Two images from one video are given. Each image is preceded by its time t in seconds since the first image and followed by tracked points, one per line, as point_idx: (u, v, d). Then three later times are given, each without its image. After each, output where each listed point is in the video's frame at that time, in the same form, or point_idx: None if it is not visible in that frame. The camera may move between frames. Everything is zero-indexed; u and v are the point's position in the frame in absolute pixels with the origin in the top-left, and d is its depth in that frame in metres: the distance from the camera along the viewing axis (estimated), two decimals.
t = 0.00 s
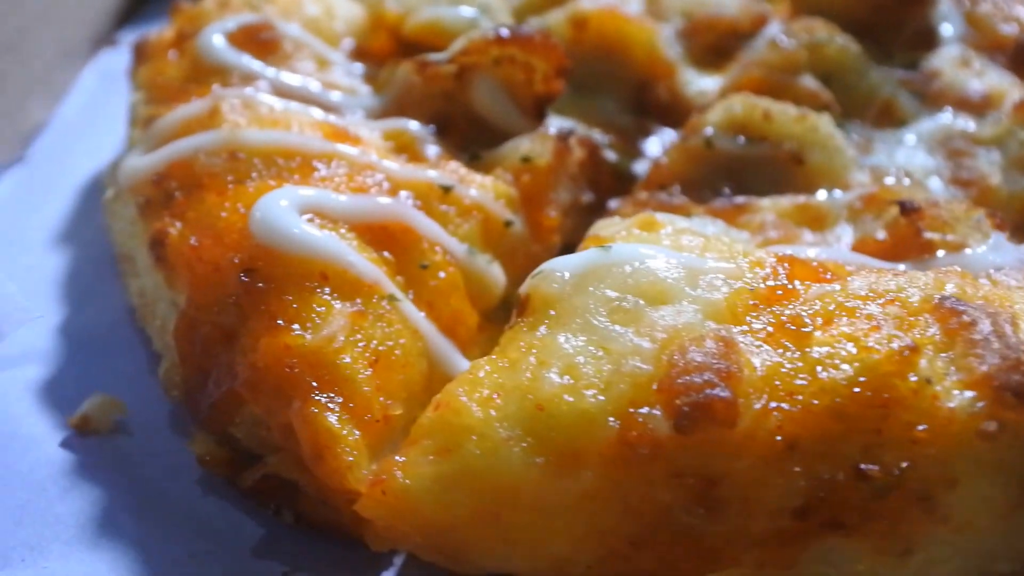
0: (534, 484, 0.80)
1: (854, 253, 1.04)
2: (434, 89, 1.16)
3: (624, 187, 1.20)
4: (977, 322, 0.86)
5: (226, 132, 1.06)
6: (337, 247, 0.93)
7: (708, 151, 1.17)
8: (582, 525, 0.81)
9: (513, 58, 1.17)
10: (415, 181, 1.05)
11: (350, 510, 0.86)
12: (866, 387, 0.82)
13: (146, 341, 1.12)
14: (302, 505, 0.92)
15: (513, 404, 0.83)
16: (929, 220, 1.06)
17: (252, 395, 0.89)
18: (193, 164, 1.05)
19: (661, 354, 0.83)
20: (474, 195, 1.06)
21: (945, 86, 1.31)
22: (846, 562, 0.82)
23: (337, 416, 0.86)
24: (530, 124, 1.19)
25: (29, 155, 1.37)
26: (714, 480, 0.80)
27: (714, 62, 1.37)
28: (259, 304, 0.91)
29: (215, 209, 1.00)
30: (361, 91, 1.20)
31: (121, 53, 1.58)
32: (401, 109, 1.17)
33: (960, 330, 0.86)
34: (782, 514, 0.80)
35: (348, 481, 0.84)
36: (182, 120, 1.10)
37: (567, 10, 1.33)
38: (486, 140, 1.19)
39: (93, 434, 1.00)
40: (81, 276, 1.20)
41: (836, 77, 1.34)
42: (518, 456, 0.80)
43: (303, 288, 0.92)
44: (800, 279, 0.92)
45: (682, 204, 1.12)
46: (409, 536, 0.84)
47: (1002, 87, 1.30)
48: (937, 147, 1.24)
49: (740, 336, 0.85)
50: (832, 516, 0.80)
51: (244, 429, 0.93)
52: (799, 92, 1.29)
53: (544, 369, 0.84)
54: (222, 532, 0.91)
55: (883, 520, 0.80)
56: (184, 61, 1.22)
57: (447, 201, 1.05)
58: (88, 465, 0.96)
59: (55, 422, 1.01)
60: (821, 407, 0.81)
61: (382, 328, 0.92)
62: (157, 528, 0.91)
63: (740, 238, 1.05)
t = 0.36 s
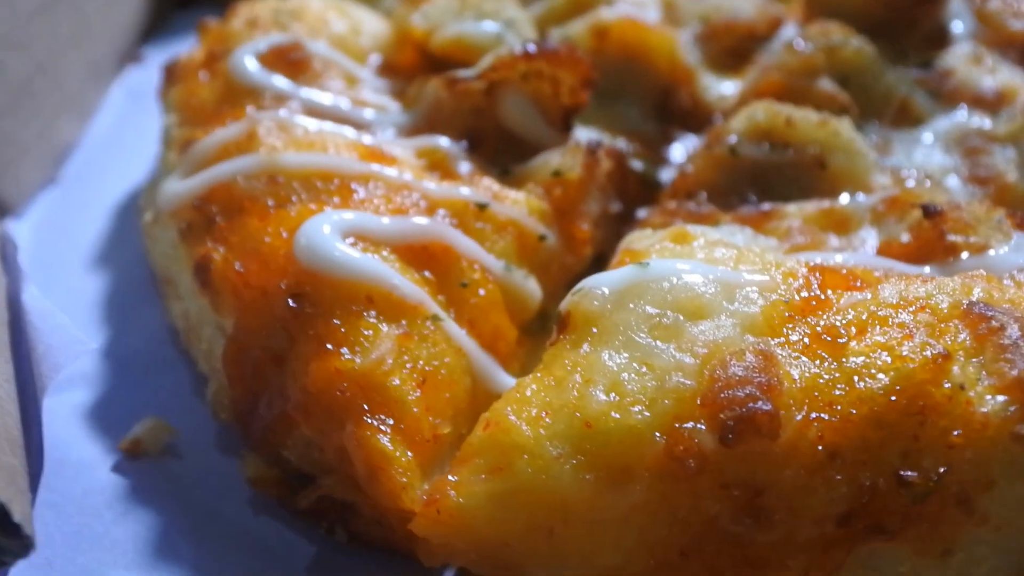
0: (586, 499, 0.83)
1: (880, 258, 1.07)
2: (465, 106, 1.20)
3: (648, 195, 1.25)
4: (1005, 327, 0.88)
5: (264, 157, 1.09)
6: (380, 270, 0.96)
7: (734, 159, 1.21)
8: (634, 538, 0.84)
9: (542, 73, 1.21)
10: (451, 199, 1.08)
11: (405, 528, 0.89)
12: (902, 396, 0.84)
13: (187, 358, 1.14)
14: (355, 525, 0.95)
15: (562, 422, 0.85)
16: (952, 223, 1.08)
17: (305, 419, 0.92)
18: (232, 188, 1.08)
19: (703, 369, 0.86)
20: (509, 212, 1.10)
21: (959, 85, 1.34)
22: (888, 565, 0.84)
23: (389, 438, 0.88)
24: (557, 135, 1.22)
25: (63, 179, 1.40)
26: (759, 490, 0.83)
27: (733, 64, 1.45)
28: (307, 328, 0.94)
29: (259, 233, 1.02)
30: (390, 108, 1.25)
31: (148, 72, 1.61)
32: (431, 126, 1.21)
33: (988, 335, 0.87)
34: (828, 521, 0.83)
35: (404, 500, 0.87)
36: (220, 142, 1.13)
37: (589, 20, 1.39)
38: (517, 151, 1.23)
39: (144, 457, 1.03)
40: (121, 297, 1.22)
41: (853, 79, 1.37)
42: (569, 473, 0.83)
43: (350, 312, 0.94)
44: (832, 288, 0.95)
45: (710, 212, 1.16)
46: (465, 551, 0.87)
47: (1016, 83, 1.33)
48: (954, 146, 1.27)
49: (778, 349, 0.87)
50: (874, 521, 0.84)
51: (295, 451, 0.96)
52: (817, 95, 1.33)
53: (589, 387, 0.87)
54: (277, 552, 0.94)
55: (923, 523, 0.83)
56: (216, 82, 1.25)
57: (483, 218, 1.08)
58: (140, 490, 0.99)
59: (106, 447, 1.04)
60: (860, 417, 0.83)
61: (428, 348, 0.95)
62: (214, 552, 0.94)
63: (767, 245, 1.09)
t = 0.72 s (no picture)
0: (621, 505, 0.87)
1: (889, 272, 1.12)
2: (486, 132, 1.25)
3: (662, 214, 1.31)
4: (1013, 336, 0.93)
5: (297, 183, 1.13)
6: (417, 289, 1.01)
7: (746, 179, 1.26)
8: (667, 541, 0.89)
9: (559, 98, 1.26)
10: (478, 221, 1.13)
11: (447, 535, 0.94)
12: (918, 402, 0.89)
13: (224, 376, 1.18)
14: (399, 534, 0.98)
15: (597, 432, 0.90)
16: (957, 238, 1.13)
17: (348, 433, 0.96)
18: (268, 214, 1.12)
19: (729, 380, 0.91)
20: (534, 232, 1.14)
21: (957, 104, 1.40)
22: (906, 563, 0.88)
23: (431, 448, 0.93)
24: (575, 158, 1.28)
25: (92, 205, 1.43)
26: (785, 494, 0.87)
27: (739, 87, 1.50)
28: (348, 345, 0.98)
29: (297, 256, 1.06)
30: (412, 134, 1.29)
31: (170, 99, 1.64)
32: (455, 151, 1.26)
33: (998, 344, 0.92)
34: (851, 522, 0.88)
35: (447, 509, 0.91)
36: (253, 170, 1.18)
37: (601, 46, 1.45)
38: (537, 176, 1.28)
39: (187, 472, 1.07)
40: (155, 319, 1.26)
41: (856, 100, 1.42)
42: (606, 479, 0.88)
43: (390, 329, 0.99)
44: (847, 301, 1.00)
45: (724, 230, 1.22)
46: (505, 556, 0.91)
47: (1012, 102, 1.40)
48: (955, 163, 1.32)
49: (799, 359, 0.92)
50: (894, 521, 0.88)
51: (339, 465, 0.99)
52: (822, 115, 1.39)
53: (622, 398, 0.91)
54: (320, 561, 0.98)
55: (940, 523, 0.88)
56: (245, 111, 1.30)
57: (509, 239, 1.13)
58: (186, 503, 1.03)
59: (151, 463, 1.08)
60: (879, 422, 0.88)
61: (464, 363, 0.99)
62: (260, 562, 0.97)
63: (781, 262, 1.14)
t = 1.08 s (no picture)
0: (658, 522, 0.90)
1: (907, 289, 1.15)
2: (513, 152, 1.28)
3: (684, 232, 1.33)
4: None
5: (331, 206, 1.16)
6: (453, 312, 1.03)
7: (765, 197, 1.30)
8: (702, 556, 0.91)
9: (583, 119, 1.29)
10: (508, 242, 1.16)
11: (487, 553, 0.97)
12: (943, 420, 0.91)
13: (258, 395, 1.20)
14: (438, 551, 1.01)
15: (633, 451, 0.93)
16: (974, 255, 1.16)
17: (388, 453, 0.99)
18: (302, 236, 1.15)
19: (761, 400, 0.93)
20: (561, 252, 1.17)
21: (968, 120, 1.43)
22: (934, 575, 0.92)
23: (470, 468, 0.95)
24: (598, 178, 1.30)
25: (119, 225, 1.46)
26: (817, 509, 0.90)
27: (754, 104, 1.53)
28: (387, 367, 1.01)
29: (334, 278, 1.09)
30: (438, 155, 1.32)
31: (193, 118, 1.67)
32: (480, 172, 1.28)
33: (1018, 362, 0.95)
34: (880, 537, 0.90)
35: (487, 528, 0.94)
36: (285, 193, 1.20)
37: (621, 65, 1.48)
38: (562, 195, 1.31)
39: (224, 492, 1.09)
40: (185, 338, 1.28)
41: (870, 117, 1.45)
42: (643, 498, 0.90)
43: (428, 351, 1.01)
44: (871, 320, 1.03)
45: (746, 249, 1.25)
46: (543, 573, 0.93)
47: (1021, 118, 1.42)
48: (967, 179, 1.35)
49: (828, 378, 0.95)
50: (922, 535, 0.91)
51: (379, 485, 1.02)
52: (836, 133, 1.43)
53: (657, 418, 0.94)
54: None
55: (968, 535, 0.91)
56: (274, 132, 1.32)
57: (538, 259, 1.15)
58: (225, 523, 1.05)
59: (189, 483, 1.10)
60: (906, 440, 0.90)
61: (499, 384, 1.02)
62: None
63: (802, 279, 1.17)
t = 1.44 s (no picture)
0: (678, 541, 0.92)
1: (915, 309, 1.18)
2: (529, 173, 1.31)
3: (697, 252, 1.38)
4: None
5: (351, 227, 1.18)
6: (474, 333, 1.05)
7: (776, 218, 1.33)
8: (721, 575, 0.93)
9: (598, 141, 1.32)
10: (525, 263, 1.18)
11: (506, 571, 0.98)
12: (953, 442, 0.93)
13: (278, 413, 1.22)
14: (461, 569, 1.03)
15: (653, 471, 0.95)
16: (981, 277, 1.19)
17: (411, 473, 1.01)
18: (323, 257, 1.17)
19: (778, 422, 0.96)
20: (578, 274, 1.20)
21: (973, 143, 1.46)
22: None
23: (492, 488, 0.97)
24: (613, 200, 1.33)
25: (135, 241, 1.48)
26: (832, 529, 0.92)
27: (763, 124, 1.57)
28: (411, 389, 1.03)
29: (357, 298, 1.11)
30: (454, 174, 1.34)
31: (206, 135, 1.70)
32: (496, 192, 1.31)
33: None
34: (892, 555, 0.92)
35: (509, 546, 0.95)
36: (306, 213, 1.22)
37: (633, 87, 1.51)
38: (577, 216, 1.34)
39: (245, 510, 1.11)
40: (203, 355, 1.30)
41: (878, 138, 1.47)
42: (663, 517, 0.93)
43: (450, 372, 1.04)
44: (883, 342, 1.06)
45: (758, 269, 1.28)
46: None
47: None
48: (972, 201, 1.38)
49: (842, 401, 0.97)
50: (934, 553, 0.92)
51: (401, 503, 1.04)
52: (845, 154, 1.45)
53: (676, 439, 0.96)
54: None
55: (977, 554, 0.92)
56: (292, 152, 1.35)
57: (555, 280, 1.18)
58: (247, 540, 1.07)
59: (212, 501, 1.12)
60: (918, 460, 0.92)
61: (520, 405, 1.04)
62: None
63: (814, 300, 1.21)
